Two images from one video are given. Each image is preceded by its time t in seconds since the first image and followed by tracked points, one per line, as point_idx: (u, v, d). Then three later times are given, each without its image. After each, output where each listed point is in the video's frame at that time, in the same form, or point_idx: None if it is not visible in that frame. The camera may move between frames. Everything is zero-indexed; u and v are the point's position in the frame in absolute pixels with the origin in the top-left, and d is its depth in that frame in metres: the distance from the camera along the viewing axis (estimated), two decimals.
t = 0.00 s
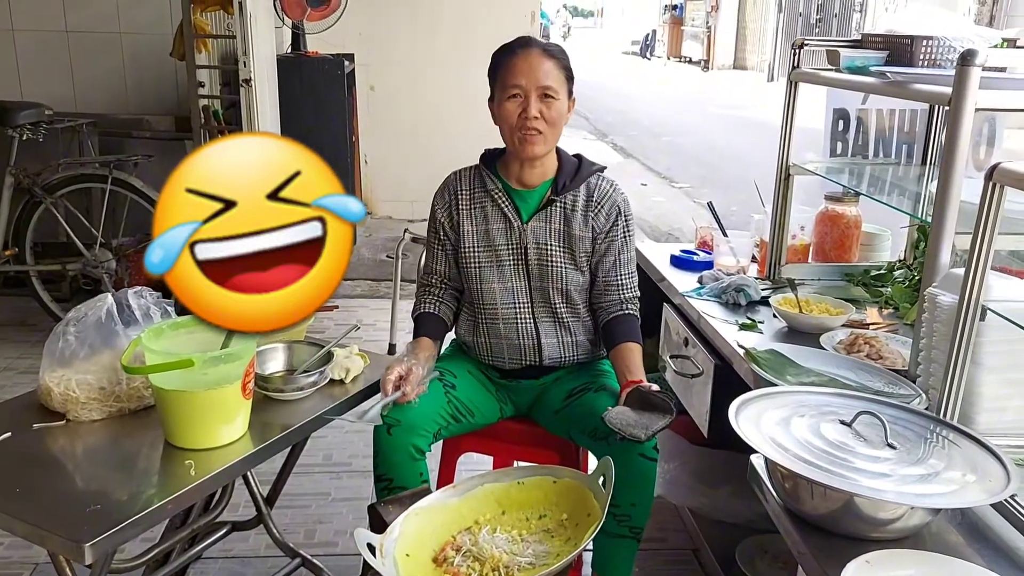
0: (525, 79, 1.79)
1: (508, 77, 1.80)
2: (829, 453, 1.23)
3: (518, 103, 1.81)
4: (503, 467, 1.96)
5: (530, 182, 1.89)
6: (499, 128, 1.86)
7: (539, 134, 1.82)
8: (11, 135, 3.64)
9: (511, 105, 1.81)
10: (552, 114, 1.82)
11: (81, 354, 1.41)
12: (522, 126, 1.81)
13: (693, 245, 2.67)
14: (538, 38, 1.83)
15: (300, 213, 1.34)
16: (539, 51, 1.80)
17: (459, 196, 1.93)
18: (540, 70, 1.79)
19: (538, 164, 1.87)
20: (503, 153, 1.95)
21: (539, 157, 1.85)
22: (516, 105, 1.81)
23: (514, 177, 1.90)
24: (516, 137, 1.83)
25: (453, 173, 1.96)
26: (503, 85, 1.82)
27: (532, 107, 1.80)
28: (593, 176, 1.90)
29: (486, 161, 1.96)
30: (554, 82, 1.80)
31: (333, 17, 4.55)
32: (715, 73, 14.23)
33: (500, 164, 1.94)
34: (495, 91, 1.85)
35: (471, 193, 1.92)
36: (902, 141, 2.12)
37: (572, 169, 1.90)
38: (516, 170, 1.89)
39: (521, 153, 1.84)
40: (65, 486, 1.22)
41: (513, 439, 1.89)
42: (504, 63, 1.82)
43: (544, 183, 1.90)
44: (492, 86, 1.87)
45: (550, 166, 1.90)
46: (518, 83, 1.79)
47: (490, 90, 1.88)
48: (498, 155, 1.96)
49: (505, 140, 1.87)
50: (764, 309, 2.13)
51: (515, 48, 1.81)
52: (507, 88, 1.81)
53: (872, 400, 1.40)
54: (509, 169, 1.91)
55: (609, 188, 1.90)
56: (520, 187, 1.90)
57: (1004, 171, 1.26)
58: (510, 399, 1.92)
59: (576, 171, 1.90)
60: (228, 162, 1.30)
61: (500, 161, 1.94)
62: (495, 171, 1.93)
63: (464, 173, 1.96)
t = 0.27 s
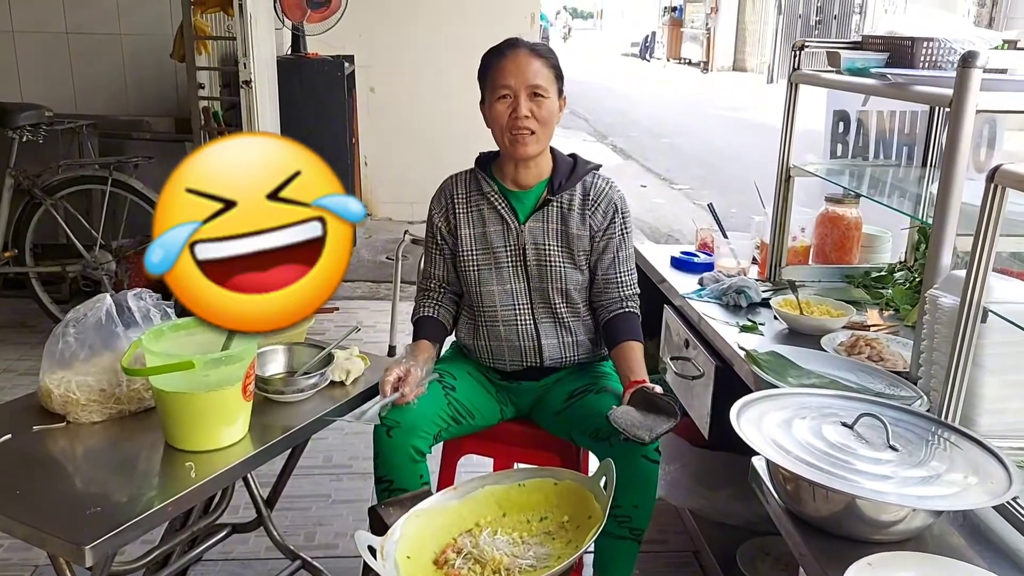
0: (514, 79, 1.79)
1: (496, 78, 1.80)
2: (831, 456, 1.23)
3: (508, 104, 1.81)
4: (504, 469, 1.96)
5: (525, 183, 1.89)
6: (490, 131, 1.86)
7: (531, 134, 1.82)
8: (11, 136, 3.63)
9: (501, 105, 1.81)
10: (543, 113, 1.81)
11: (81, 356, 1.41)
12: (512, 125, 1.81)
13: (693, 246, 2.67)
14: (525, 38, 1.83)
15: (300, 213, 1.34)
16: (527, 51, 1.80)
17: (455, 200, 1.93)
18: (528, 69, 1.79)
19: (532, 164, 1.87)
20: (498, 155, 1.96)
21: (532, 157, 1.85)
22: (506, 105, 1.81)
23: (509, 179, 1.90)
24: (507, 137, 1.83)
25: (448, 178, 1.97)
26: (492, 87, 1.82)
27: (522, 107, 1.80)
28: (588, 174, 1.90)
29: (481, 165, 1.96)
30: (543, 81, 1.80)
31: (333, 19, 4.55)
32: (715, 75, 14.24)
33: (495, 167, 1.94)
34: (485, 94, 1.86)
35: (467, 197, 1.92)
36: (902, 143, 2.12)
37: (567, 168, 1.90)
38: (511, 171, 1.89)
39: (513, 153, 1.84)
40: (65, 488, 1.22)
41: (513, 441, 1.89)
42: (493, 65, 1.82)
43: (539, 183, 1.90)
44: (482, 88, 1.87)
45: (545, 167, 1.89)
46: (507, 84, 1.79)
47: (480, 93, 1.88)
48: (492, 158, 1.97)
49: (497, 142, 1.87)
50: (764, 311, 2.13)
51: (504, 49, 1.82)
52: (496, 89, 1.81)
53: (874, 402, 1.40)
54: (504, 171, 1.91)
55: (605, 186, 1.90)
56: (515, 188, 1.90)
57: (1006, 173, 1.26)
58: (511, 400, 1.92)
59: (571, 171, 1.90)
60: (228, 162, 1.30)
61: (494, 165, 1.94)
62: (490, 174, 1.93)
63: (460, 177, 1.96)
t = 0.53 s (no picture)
0: (507, 82, 1.78)
1: (490, 82, 1.80)
2: (833, 457, 1.23)
3: (501, 108, 1.80)
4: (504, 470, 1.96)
5: (522, 187, 1.89)
6: (485, 134, 1.85)
7: (526, 137, 1.81)
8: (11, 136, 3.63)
9: (495, 109, 1.81)
10: (537, 116, 1.80)
11: (83, 357, 1.41)
12: (506, 129, 1.80)
13: (694, 247, 2.67)
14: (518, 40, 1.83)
15: (300, 214, 1.35)
16: (520, 54, 1.79)
17: (452, 205, 1.93)
18: (521, 72, 1.78)
19: (527, 168, 1.87)
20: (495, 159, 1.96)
21: (527, 160, 1.84)
22: (499, 109, 1.80)
23: (506, 184, 1.91)
24: (500, 141, 1.83)
25: (445, 182, 1.96)
26: (485, 91, 1.81)
27: (516, 110, 1.79)
28: (586, 177, 1.90)
29: (477, 169, 1.95)
30: (537, 84, 1.79)
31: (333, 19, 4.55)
32: (714, 76, 14.25)
33: (492, 171, 1.94)
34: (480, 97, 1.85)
35: (464, 202, 1.92)
36: (903, 144, 2.12)
37: (564, 171, 1.90)
38: (507, 175, 1.89)
39: (508, 157, 1.83)
40: (66, 489, 1.22)
41: (514, 442, 1.90)
42: (487, 68, 1.81)
43: (536, 187, 1.90)
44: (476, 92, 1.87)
45: (541, 170, 1.89)
46: (500, 88, 1.79)
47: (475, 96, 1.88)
48: (490, 162, 1.97)
49: (492, 146, 1.86)
50: (766, 311, 2.13)
51: (497, 52, 1.81)
52: (490, 93, 1.80)
53: (875, 404, 1.40)
54: (501, 175, 1.91)
55: (603, 189, 1.90)
56: (512, 193, 1.91)
57: (1008, 173, 1.26)
58: (513, 402, 1.92)
59: (569, 173, 1.90)
60: (228, 162, 1.29)
61: (491, 168, 1.94)
62: (487, 179, 1.92)
63: (456, 181, 1.96)
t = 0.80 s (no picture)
0: (505, 93, 1.75)
1: (487, 92, 1.76)
2: (835, 457, 1.23)
3: (499, 118, 1.77)
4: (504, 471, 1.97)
5: (520, 193, 1.88)
6: (483, 143, 1.83)
7: (525, 146, 1.79)
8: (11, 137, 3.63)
9: (493, 120, 1.78)
10: (536, 126, 1.78)
11: (84, 357, 1.41)
12: (505, 140, 1.78)
13: (695, 247, 2.66)
14: (515, 46, 1.78)
15: (300, 214, 1.34)
16: (517, 62, 1.75)
17: (450, 209, 1.92)
18: (519, 82, 1.74)
19: (526, 175, 1.85)
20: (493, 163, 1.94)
21: (526, 169, 1.82)
22: (497, 120, 1.77)
23: (504, 189, 1.89)
24: (499, 151, 1.80)
25: (443, 185, 1.96)
26: (482, 100, 1.78)
27: (515, 121, 1.76)
28: (585, 182, 1.89)
29: (475, 173, 1.95)
30: (535, 94, 1.76)
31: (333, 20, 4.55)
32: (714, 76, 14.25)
33: (491, 175, 1.93)
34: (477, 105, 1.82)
35: (462, 206, 1.92)
36: (904, 145, 2.12)
37: (564, 176, 1.89)
38: (505, 181, 1.87)
39: (506, 167, 1.81)
40: (67, 489, 1.22)
41: (515, 443, 1.90)
42: (484, 77, 1.77)
43: (534, 194, 1.89)
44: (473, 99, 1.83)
45: (540, 175, 1.88)
46: (498, 99, 1.76)
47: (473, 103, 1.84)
48: (488, 165, 1.95)
49: (490, 154, 1.84)
50: (767, 312, 2.13)
51: (494, 61, 1.77)
52: (488, 103, 1.77)
53: (878, 404, 1.40)
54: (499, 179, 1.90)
55: (601, 194, 1.88)
56: (511, 200, 1.89)
57: (1010, 174, 1.27)
58: (514, 403, 1.92)
59: (568, 179, 1.89)
60: (228, 162, 1.29)
61: (490, 172, 1.94)
62: (485, 184, 1.91)
63: (454, 184, 1.95)
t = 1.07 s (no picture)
0: (502, 117, 1.71)
1: (485, 115, 1.72)
2: (834, 459, 1.23)
3: (498, 142, 1.75)
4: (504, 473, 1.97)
5: (520, 201, 1.88)
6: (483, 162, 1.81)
7: (525, 165, 1.77)
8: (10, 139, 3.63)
9: (492, 143, 1.76)
10: (535, 145, 1.76)
11: (82, 360, 1.41)
12: (505, 162, 1.76)
13: (693, 249, 2.66)
14: (509, 62, 1.71)
15: (300, 213, 1.35)
16: (513, 83, 1.70)
17: (449, 212, 1.93)
18: (516, 105, 1.70)
19: (526, 188, 1.84)
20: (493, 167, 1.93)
21: (526, 185, 1.81)
22: (497, 143, 1.75)
23: (502, 196, 1.89)
24: (499, 171, 1.78)
25: (444, 188, 1.96)
26: (480, 124, 1.75)
27: (514, 144, 1.73)
28: (583, 189, 1.87)
29: (475, 176, 1.94)
30: (533, 115, 1.72)
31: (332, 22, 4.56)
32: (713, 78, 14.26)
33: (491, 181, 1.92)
34: (474, 121, 1.78)
35: (461, 209, 1.92)
36: (902, 147, 2.12)
37: (562, 183, 1.87)
38: (506, 192, 1.86)
39: (508, 185, 1.80)
40: (66, 492, 1.22)
41: (516, 445, 1.90)
42: (479, 99, 1.73)
43: (534, 199, 1.88)
44: (471, 113, 1.79)
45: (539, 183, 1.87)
46: (495, 123, 1.72)
47: (471, 116, 1.80)
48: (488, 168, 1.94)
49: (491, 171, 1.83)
50: (765, 314, 2.14)
51: (488, 80, 1.71)
52: (487, 127, 1.74)
53: (876, 407, 1.40)
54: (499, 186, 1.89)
55: (600, 201, 1.87)
56: (509, 206, 1.89)
57: (1008, 177, 1.27)
58: (513, 406, 1.93)
59: (566, 185, 1.87)
60: (228, 163, 1.30)
61: (490, 176, 1.93)
62: (484, 188, 1.91)
63: (455, 187, 1.95)
